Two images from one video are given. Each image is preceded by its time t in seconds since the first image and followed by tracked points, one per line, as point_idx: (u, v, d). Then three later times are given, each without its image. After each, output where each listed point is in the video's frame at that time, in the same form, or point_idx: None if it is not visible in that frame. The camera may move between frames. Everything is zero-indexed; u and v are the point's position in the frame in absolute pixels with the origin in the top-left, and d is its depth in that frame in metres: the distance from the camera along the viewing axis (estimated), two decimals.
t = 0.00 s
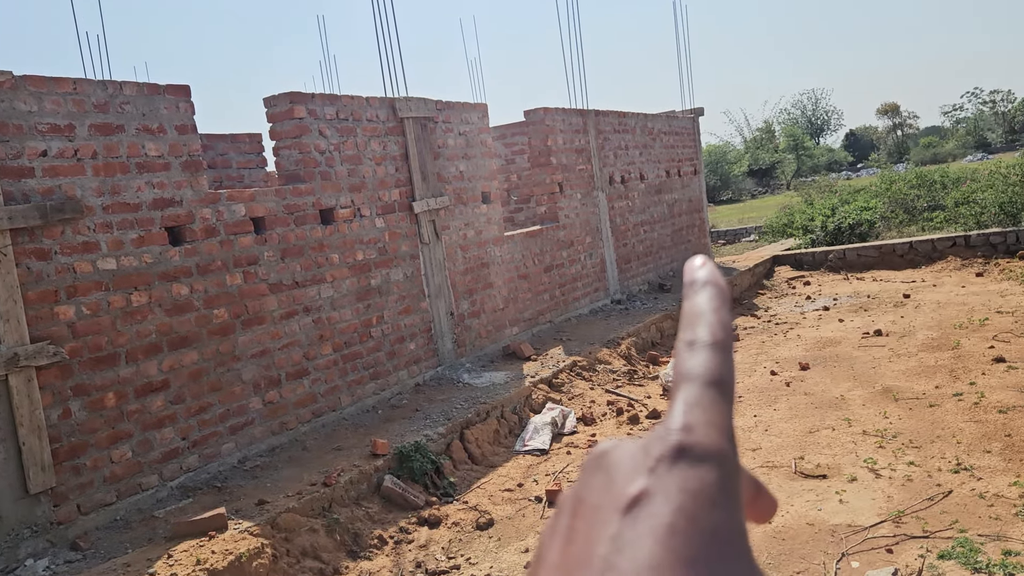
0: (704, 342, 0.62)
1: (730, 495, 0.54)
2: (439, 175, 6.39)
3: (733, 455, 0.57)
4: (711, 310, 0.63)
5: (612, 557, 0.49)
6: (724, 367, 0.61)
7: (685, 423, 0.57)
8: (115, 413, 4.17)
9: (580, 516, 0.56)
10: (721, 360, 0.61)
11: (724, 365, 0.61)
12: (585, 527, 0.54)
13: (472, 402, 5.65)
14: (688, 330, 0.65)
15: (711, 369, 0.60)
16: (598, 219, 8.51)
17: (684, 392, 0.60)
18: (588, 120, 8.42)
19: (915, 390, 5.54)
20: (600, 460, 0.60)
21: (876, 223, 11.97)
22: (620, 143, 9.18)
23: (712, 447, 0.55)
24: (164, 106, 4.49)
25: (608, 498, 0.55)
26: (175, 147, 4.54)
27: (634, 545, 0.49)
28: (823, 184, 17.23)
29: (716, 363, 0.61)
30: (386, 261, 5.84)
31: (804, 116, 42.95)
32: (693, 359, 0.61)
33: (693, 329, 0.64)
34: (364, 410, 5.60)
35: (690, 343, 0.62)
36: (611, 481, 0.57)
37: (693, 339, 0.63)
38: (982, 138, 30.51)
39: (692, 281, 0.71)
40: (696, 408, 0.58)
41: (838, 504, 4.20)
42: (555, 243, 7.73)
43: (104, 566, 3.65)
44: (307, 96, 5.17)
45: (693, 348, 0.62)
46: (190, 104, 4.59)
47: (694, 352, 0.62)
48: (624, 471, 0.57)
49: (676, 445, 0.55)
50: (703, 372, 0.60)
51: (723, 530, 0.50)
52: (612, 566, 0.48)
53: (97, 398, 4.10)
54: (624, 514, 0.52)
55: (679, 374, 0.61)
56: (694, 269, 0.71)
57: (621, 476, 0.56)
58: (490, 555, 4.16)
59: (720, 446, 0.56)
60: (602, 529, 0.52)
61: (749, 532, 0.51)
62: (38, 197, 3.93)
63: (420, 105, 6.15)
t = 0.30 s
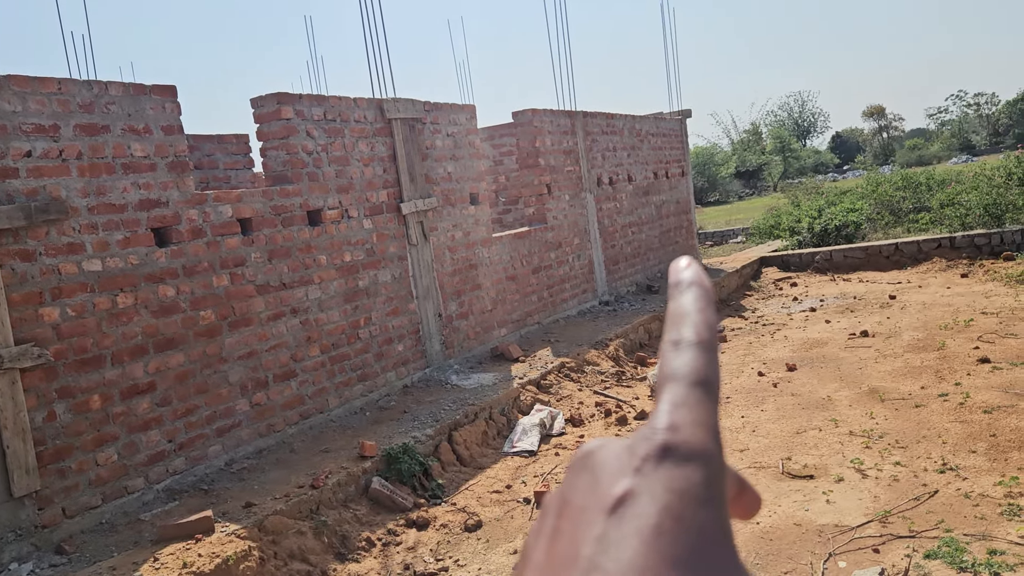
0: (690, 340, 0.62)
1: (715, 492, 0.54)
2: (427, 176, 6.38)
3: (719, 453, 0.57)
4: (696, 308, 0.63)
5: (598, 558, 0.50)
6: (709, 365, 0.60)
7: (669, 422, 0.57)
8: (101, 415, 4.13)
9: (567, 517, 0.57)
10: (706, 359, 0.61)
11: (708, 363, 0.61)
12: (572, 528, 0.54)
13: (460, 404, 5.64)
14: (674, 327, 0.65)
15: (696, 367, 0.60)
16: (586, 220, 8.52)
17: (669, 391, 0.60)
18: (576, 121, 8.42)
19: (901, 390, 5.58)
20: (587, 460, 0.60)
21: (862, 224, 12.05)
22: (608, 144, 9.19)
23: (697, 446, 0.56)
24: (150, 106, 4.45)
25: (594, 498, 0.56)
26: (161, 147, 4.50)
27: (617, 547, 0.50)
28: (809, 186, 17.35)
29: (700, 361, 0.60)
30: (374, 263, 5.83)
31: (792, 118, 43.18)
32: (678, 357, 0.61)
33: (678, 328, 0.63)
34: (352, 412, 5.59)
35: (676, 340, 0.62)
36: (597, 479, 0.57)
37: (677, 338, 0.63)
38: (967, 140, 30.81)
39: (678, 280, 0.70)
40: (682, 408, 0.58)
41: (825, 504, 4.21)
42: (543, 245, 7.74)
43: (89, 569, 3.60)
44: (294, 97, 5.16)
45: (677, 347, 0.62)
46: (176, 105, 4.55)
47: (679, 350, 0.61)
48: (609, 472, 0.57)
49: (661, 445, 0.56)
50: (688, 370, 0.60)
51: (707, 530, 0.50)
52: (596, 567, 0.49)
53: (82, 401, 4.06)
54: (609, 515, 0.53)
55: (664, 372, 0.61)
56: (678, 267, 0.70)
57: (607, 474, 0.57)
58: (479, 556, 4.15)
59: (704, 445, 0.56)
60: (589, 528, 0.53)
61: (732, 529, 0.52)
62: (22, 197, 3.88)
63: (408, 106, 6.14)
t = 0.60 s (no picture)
0: (660, 382, 0.64)
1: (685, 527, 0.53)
2: (402, 182, 6.38)
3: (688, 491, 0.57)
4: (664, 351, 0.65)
5: None
6: (679, 407, 0.62)
7: (641, 458, 0.57)
8: (70, 424, 4.06)
9: (537, 552, 0.56)
10: (675, 400, 0.62)
11: (679, 403, 0.62)
12: (538, 561, 0.53)
13: (436, 410, 5.63)
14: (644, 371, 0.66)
15: (666, 407, 0.61)
16: (562, 226, 8.56)
17: (640, 430, 0.61)
18: (551, 127, 8.45)
19: (872, 394, 5.65)
20: (560, 499, 0.60)
21: (835, 229, 12.21)
22: (583, 150, 9.23)
23: (667, 481, 0.55)
24: (121, 111, 4.39)
25: (564, 533, 0.55)
26: (132, 153, 4.44)
27: (583, 573, 0.48)
28: (782, 192, 17.56)
29: (671, 401, 0.62)
30: (348, 269, 5.82)
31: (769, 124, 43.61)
32: (648, 398, 0.62)
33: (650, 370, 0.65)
34: (327, 419, 5.56)
35: (646, 384, 0.64)
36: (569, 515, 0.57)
37: (647, 379, 0.65)
38: (938, 146, 31.34)
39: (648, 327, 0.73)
40: (652, 444, 0.58)
41: (798, 508, 4.24)
42: (518, 250, 7.76)
43: None
44: (267, 102, 5.13)
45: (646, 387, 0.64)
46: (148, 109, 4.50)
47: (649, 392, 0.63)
48: (581, 507, 0.57)
49: (632, 478, 0.56)
50: (658, 410, 0.61)
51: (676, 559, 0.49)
52: None
53: (51, 410, 3.99)
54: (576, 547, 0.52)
55: (635, 413, 0.63)
56: (649, 314, 0.73)
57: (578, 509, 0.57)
58: (454, 563, 4.14)
59: (675, 480, 0.55)
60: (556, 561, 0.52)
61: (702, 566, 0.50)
62: None
63: (382, 112, 6.14)
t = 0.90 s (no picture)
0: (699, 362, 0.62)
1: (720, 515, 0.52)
2: (397, 183, 6.38)
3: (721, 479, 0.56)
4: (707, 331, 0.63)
5: None
6: (718, 389, 0.60)
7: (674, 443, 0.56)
8: (64, 426, 4.04)
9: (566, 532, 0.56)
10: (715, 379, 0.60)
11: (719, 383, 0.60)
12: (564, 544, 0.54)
13: (431, 411, 5.63)
14: (630, 354, 0.67)
15: (701, 388, 0.60)
16: (557, 227, 8.57)
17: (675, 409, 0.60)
18: (546, 128, 8.45)
19: (866, 395, 5.66)
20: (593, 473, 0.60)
21: (830, 230, 12.24)
22: (578, 151, 9.23)
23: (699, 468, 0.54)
24: (115, 112, 4.38)
25: (594, 518, 0.55)
26: (126, 154, 4.43)
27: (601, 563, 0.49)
28: (777, 193, 17.61)
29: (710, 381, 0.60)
30: (343, 270, 5.82)
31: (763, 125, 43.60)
32: (684, 377, 0.61)
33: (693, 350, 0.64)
34: (322, 420, 5.56)
35: (688, 362, 0.62)
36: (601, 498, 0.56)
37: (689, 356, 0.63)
38: (932, 148, 31.42)
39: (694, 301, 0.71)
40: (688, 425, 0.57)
41: (793, 509, 4.25)
42: (513, 251, 7.76)
43: None
44: (262, 103, 5.13)
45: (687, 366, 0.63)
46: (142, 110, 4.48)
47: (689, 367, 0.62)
48: (610, 495, 0.56)
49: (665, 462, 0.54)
50: (693, 394, 0.60)
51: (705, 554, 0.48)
52: None
53: (45, 411, 3.98)
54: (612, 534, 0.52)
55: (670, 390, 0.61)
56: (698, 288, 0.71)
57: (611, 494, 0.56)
58: (450, 564, 4.13)
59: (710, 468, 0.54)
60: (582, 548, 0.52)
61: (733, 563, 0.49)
62: None
63: (377, 113, 6.14)
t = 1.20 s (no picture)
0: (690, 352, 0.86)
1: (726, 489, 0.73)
2: (396, 183, 6.38)
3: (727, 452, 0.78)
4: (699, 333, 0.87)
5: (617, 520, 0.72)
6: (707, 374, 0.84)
7: (683, 420, 0.78)
8: (63, 426, 4.04)
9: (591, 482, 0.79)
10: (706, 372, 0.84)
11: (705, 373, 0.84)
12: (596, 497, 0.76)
13: (430, 411, 5.63)
14: (645, 335, 0.93)
15: (703, 366, 0.84)
16: (556, 227, 8.57)
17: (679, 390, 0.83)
18: (545, 129, 8.45)
19: (865, 395, 5.67)
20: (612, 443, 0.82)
21: (829, 231, 12.24)
22: (577, 152, 9.23)
23: (705, 441, 0.76)
24: (114, 111, 4.38)
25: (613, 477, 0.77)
26: (126, 153, 4.42)
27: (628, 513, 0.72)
28: (776, 194, 17.62)
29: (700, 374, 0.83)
30: (343, 270, 5.82)
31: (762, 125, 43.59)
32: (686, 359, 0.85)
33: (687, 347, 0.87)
34: (321, 421, 5.56)
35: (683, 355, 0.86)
36: (613, 467, 0.79)
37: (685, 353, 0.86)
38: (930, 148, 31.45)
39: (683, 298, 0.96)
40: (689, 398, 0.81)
41: (793, 509, 4.24)
42: (512, 252, 7.75)
43: None
44: (261, 103, 5.13)
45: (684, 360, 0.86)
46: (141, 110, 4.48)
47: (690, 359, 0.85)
48: (623, 463, 0.78)
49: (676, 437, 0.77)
50: (693, 377, 0.83)
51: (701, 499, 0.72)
52: (611, 539, 0.69)
53: (44, 411, 3.97)
54: (624, 503, 0.73)
55: (674, 370, 0.85)
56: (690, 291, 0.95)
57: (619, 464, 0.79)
58: (449, 565, 4.12)
59: (714, 438, 0.76)
60: (594, 517, 0.73)
61: (732, 518, 0.71)
62: None
63: (376, 113, 6.14)
